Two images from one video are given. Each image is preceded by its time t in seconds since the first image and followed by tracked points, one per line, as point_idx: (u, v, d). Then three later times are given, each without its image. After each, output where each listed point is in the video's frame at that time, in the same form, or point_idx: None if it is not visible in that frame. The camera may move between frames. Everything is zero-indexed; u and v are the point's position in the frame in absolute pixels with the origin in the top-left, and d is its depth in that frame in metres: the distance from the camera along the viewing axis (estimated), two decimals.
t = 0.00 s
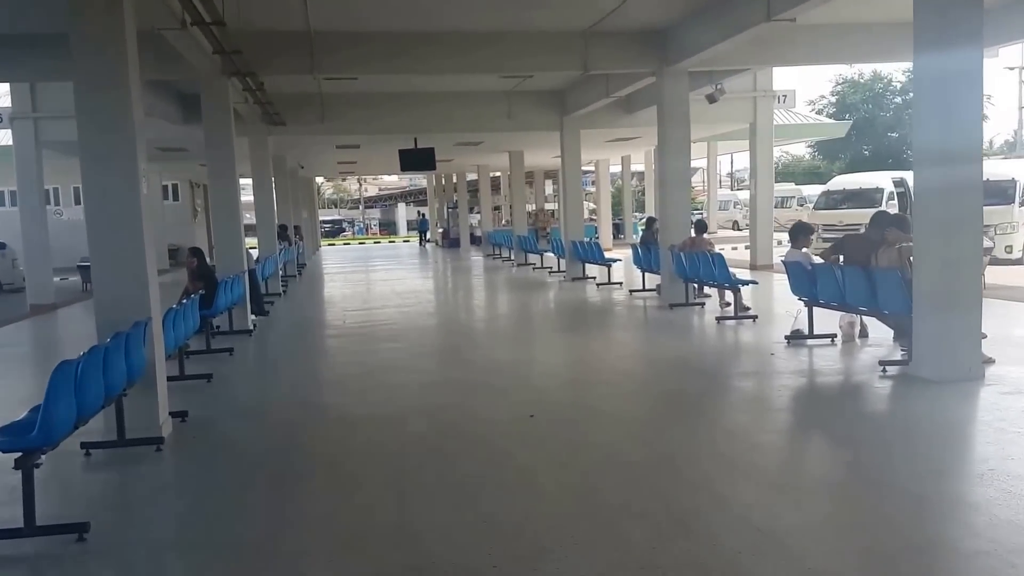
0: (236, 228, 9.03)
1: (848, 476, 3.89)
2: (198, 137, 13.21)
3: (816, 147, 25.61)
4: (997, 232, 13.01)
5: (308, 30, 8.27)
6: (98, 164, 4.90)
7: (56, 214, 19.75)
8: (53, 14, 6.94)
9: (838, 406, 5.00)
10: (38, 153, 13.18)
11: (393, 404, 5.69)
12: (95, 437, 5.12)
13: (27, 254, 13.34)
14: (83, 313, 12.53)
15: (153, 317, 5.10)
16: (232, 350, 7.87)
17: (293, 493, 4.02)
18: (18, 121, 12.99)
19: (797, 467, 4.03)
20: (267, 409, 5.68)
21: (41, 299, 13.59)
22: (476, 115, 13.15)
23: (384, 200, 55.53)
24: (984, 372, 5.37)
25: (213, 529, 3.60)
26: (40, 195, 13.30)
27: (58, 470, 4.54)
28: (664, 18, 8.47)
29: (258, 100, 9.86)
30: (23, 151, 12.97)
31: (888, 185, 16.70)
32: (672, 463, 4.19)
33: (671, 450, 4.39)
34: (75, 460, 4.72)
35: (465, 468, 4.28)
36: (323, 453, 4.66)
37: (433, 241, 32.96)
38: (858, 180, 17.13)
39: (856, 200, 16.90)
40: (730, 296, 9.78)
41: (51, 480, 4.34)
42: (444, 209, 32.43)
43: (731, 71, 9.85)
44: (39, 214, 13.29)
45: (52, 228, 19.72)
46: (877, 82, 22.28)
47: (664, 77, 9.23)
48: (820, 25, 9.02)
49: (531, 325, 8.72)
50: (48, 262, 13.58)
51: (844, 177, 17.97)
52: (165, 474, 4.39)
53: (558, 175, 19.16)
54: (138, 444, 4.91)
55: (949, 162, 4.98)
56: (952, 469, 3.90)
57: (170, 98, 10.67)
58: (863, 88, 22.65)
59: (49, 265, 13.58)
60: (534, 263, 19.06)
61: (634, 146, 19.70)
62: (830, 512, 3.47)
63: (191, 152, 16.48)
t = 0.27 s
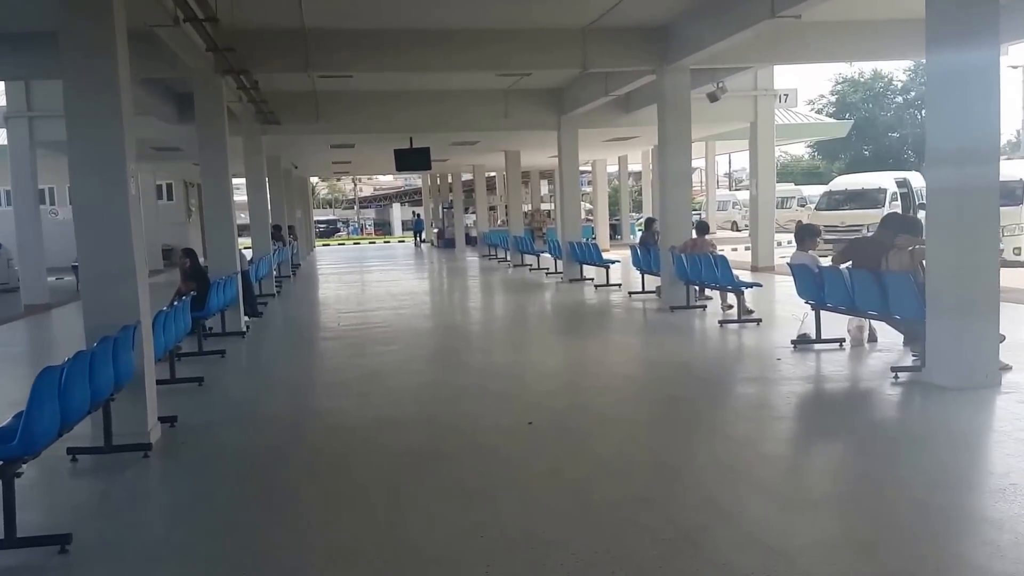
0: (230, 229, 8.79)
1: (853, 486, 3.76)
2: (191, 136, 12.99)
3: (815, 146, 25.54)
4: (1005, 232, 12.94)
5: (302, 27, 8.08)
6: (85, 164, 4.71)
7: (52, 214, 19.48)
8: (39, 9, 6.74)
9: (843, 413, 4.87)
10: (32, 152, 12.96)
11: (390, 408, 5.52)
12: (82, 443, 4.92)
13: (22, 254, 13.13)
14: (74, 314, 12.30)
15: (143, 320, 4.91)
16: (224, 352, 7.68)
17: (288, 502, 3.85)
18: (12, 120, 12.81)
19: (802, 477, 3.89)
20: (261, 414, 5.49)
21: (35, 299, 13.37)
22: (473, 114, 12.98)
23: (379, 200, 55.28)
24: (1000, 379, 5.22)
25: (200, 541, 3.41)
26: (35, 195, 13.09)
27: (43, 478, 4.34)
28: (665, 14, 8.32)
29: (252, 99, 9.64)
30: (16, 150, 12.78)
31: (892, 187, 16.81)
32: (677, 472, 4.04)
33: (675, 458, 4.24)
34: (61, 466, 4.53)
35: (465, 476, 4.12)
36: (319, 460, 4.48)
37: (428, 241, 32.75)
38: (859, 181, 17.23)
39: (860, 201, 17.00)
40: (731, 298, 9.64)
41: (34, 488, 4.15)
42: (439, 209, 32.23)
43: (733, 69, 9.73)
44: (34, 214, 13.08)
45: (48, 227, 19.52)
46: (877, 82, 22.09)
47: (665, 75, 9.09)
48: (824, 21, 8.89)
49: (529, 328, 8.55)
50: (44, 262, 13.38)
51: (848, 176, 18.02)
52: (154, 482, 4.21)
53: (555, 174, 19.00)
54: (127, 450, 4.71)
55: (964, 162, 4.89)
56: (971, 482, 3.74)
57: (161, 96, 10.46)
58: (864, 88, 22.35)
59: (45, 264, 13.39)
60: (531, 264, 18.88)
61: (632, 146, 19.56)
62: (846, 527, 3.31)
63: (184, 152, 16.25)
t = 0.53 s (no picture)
0: (226, 232, 8.46)
1: (869, 500, 3.57)
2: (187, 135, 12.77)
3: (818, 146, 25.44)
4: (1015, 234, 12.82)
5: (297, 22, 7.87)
6: (69, 162, 4.47)
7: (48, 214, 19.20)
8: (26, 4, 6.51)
9: (857, 422, 4.68)
10: (27, 151, 12.72)
11: (390, 415, 5.30)
12: (71, 449, 4.68)
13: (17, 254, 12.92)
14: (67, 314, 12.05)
15: (132, 323, 4.66)
16: (219, 354, 7.42)
17: (286, 514, 3.63)
18: (7, 118, 12.51)
19: (816, 491, 3.70)
20: (257, 420, 5.26)
21: (30, 300, 13.15)
22: (473, 112, 12.80)
23: (378, 200, 55.11)
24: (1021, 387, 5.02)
25: (189, 557, 3.20)
26: (30, 194, 12.88)
27: (27, 486, 4.09)
28: (671, 9, 8.14)
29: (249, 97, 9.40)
30: (11, 148, 12.55)
31: (901, 188, 16.90)
32: (690, 484, 3.84)
33: (684, 469, 4.04)
34: (47, 473, 4.28)
35: (470, 488, 3.90)
36: (317, 469, 4.26)
37: (427, 241, 32.58)
38: (865, 181, 17.24)
39: (867, 202, 17.06)
40: (736, 300, 9.44)
41: (17, 497, 3.92)
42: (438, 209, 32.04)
43: (738, 65, 9.59)
44: (30, 213, 12.87)
45: (45, 226, 19.31)
46: (880, 82, 21.97)
47: (669, 72, 8.90)
48: (831, 17, 8.73)
49: (532, 331, 8.35)
50: (39, 262, 13.16)
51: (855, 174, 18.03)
52: (145, 492, 3.97)
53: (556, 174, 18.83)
54: (116, 457, 4.46)
55: (988, 159, 4.68)
56: (998, 498, 3.53)
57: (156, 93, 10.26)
58: (868, 88, 21.95)
59: (40, 265, 13.17)
60: (530, 265, 18.68)
61: (635, 145, 19.40)
62: (869, 547, 3.10)
63: (180, 150, 16.02)
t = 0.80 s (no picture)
0: (224, 231, 8.23)
1: (892, 517, 3.37)
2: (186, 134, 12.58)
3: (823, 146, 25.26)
4: None
5: (292, 20, 7.67)
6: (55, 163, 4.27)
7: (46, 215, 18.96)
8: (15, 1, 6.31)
9: (874, 431, 4.48)
10: (24, 149, 12.52)
11: (391, 419, 5.09)
12: (63, 455, 4.42)
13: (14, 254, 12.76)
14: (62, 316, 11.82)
15: (123, 327, 4.44)
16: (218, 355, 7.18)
17: (284, 524, 3.42)
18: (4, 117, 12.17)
19: (835, 506, 3.50)
20: (256, 422, 5.05)
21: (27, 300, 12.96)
22: (474, 111, 12.61)
23: (378, 200, 54.92)
24: None
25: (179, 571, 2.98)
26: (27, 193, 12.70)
27: (13, 493, 3.85)
28: (678, 6, 7.95)
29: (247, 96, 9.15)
30: (8, 147, 12.36)
31: (909, 189, 16.70)
32: (705, 496, 3.63)
33: (697, 480, 3.84)
34: (34, 480, 4.02)
35: (477, 498, 3.69)
36: (317, 476, 4.05)
37: (427, 242, 32.40)
38: (873, 181, 17.12)
39: (876, 203, 16.88)
40: (744, 303, 9.25)
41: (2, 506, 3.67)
42: (439, 209, 31.85)
43: (743, 64, 9.44)
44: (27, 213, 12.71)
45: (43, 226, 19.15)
46: (886, 81, 21.80)
47: (674, 72, 8.70)
48: (841, 13, 8.53)
49: (535, 333, 8.13)
50: (36, 262, 12.99)
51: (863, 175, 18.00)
52: (137, 498, 3.74)
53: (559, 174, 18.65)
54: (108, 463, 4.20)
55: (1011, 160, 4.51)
56: None
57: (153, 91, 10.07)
58: (875, 89, 21.64)
59: (37, 265, 13.00)
60: (531, 266, 18.49)
61: (639, 144, 19.22)
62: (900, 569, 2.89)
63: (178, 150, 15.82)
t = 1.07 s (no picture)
0: (221, 233, 8.05)
1: (904, 525, 3.26)
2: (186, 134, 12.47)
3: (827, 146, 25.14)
4: None
5: (298, 19, 7.55)
6: (48, 162, 4.13)
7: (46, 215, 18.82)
8: None
9: (885, 438, 4.36)
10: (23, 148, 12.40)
11: (391, 426, 4.98)
12: (51, 462, 4.27)
13: (13, 254, 12.68)
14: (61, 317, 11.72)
15: (115, 329, 4.29)
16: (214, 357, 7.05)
17: (281, 534, 3.31)
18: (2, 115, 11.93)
19: (845, 513, 3.39)
20: (254, 428, 4.93)
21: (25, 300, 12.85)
22: (476, 110, 12.49)
23: (379, 200, 54.81)
24: None
25: None
26: (25, 192, 12.60)
27: (2, 502, 3.73)
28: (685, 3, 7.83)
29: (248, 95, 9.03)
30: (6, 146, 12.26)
31: (918, 189, 16.62)
32: (712, 504, 3.52)
33: (705, 487, 3.72)
34: (23, 489, 3.88)
35: (480, 506, 3.57)
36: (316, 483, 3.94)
37: (429, 242, 32.29)
38: (880, 181, 17.00)
39: (883, 203, 16.78)
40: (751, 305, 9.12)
41: None
42: (441, 209, 31.74)
43: (753, 61, 9.33)
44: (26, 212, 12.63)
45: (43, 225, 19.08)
46: (891, 80, 21.68)
47: (682, 69, 8.60)
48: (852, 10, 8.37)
49: (538, 335, 8.00)
50: (35, 262, 12.90)
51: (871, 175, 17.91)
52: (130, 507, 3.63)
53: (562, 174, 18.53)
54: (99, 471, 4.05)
55: None
56: None
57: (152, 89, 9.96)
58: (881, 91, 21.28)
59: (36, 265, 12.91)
60: (533, 266, 18.38)
61: (642, 143, 19.09)
62: None
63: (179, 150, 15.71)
